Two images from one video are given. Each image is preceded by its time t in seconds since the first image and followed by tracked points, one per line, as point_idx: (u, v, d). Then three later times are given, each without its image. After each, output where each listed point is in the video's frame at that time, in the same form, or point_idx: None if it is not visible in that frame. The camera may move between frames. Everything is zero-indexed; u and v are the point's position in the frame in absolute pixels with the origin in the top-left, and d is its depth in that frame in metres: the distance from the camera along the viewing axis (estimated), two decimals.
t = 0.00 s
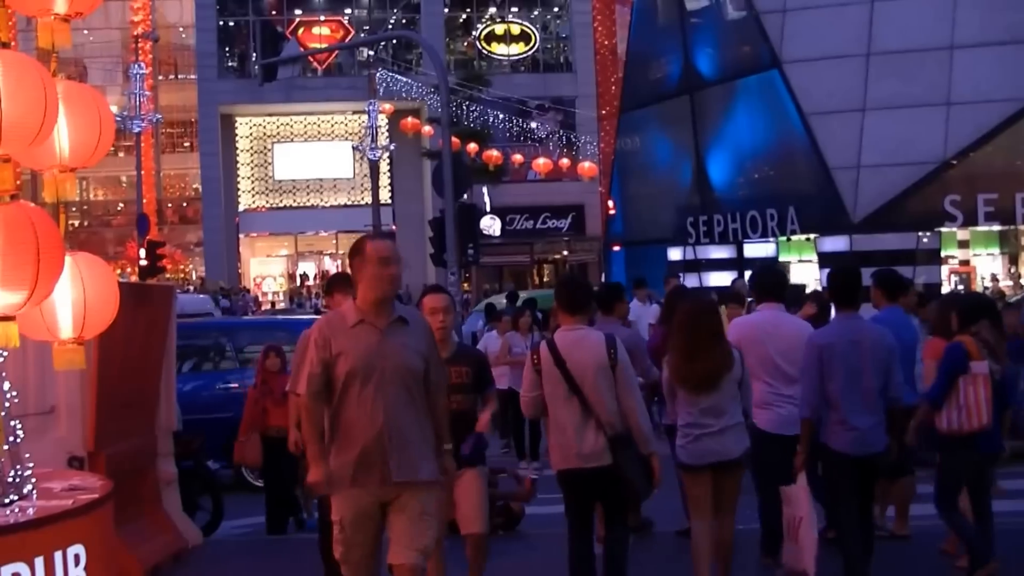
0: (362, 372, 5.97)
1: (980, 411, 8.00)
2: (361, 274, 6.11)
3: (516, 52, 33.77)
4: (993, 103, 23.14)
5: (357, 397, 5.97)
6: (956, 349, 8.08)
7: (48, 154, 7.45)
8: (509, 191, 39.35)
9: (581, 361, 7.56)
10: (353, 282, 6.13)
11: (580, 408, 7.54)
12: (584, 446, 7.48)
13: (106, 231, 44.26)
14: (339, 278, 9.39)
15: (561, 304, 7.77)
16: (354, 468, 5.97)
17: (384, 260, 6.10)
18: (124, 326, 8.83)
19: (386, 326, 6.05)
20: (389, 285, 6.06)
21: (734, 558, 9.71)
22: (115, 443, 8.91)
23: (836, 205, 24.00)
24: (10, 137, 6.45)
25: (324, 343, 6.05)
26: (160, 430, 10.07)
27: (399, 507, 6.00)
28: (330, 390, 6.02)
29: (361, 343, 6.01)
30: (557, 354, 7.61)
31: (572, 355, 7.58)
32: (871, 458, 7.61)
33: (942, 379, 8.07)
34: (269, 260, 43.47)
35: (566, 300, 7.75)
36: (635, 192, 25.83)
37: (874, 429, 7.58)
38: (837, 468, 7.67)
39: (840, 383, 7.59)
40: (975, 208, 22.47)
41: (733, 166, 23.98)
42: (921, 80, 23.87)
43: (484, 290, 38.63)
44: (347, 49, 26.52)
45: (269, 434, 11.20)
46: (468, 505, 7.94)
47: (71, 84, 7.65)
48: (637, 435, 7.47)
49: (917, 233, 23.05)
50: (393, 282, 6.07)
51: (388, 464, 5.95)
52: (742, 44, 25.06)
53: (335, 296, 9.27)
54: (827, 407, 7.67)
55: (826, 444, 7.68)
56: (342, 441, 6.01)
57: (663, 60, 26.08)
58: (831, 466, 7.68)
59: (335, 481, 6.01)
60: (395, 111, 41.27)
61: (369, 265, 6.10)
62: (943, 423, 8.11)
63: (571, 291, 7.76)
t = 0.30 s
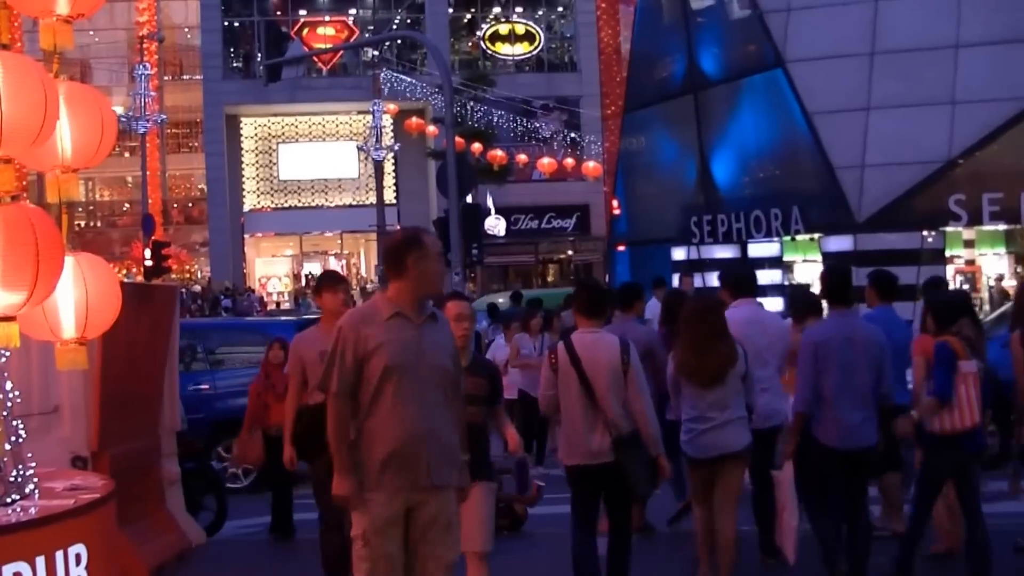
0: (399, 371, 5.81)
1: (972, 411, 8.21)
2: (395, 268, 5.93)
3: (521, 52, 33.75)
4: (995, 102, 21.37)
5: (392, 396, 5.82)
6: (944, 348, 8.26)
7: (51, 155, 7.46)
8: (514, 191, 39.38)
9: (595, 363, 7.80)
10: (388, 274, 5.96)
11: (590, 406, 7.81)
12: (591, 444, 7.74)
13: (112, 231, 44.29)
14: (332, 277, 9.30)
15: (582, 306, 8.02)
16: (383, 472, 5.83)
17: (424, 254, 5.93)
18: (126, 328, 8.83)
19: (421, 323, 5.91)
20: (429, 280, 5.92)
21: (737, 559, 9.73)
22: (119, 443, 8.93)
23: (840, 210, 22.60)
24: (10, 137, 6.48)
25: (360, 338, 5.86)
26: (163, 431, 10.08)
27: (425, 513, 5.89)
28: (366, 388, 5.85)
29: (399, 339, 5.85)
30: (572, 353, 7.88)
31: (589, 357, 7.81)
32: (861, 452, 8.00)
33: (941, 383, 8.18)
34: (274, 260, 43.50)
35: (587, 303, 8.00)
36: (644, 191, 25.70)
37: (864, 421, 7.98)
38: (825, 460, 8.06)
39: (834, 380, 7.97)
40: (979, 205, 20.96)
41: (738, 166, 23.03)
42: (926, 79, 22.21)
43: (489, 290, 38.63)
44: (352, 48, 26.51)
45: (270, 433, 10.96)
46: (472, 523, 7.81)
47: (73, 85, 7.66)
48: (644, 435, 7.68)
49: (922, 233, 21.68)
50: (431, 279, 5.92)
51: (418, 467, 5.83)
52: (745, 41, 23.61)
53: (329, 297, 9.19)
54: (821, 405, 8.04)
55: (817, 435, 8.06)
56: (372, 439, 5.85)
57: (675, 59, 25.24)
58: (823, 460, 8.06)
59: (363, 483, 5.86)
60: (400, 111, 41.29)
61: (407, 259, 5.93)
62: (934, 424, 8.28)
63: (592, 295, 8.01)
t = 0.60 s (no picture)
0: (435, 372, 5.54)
1: (946, 408, 8.39)
2: (421, 266, 5.66)
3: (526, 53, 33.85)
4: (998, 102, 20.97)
5: (429, 398, 5.54)
6: (914, 348, 8.43)
7: (52, 156, 7.48)
8: (518, 191, 39.44)
9: (603, 354, 8.20)
10: (408, 271, 5.68)
11: (598, 398, 8.21)
12: (601, 434, 8.14)
13: (117, 231, 44.37)
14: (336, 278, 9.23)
15: (589, 297, 8.44)
16: (416, 479, 5.54)
17: (451, 252, 5.68)
18: (129, 327, 8.86)
19: (443, 321, 5.68)
20: (452, 278, 5.69)
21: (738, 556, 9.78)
22: (122, 441, 8.95)
23: (842, 210, 22.18)
24: (11, 139, 6.54)
25: (395, 338, 5.51)
26: (166, 431, 10.12)
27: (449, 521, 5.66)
28: (400, 391, 5.52)
29: (431, 339, 5.58)
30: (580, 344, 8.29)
31: (597, 348, 8.22)
32: (848, 452, 8.10)
33: (913, 376, 8.36)
34: (279, 260, 43.55)
35: (595, 294, 8.41)
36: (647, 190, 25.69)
37: (850, 420, 8.10)
38: (812, 459, 8.16)
39: (819, 380, 8.10)
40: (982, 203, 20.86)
41: (740, 166, 23.19)
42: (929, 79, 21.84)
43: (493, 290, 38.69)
44: (356, 48, 26.53)
45: (265, 416, 11.08)
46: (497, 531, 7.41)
47: (75, 85, 7.69)
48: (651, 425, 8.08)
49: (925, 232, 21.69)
50: (454, 277, 5.70)
51: (446, 473, 5.58)
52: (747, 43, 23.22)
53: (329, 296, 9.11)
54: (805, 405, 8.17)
55: (805, 432, 8.17)
56: (403, 443, 5.52)
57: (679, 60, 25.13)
58: (810, 459, 8.17)
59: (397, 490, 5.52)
60: (404, 111, 41.35)
61: (432, 256, 5.66)
62: (907, 423, 8.44)
63: (599, 291, 8.41)
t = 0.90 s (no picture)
0: (466, 378, 5.11)
1: (914, 404, 8.33)
2: (443, 265, 5.20)
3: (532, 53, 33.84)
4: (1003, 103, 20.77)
5: (465, 407, 5.10)
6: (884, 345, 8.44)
7: (55, 157, 7.50)
8: (524, 191, 39.47)
9: (599, 357, 8.23)
10: (426, 270, 5.23)
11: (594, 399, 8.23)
12: (596, 436, 8.20)
13: (124, 231, 44.42)
14: (356, 274, 8.40)
15: (582, 299, 8.46)
16: (456, 493, 5.08)
17: (474, 249, 5.25)
18: (133, 328, 8.87)
19: (465, 321, 5.25)
20: (473, 276, 5.26)
21: (742, 556, 9.75)
22: (126, 441, 8.95)
23: (846, 209, 22.15)
24: (13, 140, 6.57)
25: (427, 344, 5.07)
26: (171, 431, 10.15)
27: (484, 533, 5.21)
28: (434, 402, 5.07)
29: (457, 344, 5.15)
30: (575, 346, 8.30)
31: (592, 350, 8.24)
32: (821, 450, 8.17)
33: (874, 368, 8.40)
34: (285, 260, 43.56)
35: (589, 296, 8.42)
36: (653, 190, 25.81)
37: (826, 419, 8.17)
38: (791, 456, 8.21)
39: (795, 378, 8.19)
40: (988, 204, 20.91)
41: (745, 166, 23.28)
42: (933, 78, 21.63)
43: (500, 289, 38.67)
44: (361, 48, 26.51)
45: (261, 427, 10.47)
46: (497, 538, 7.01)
47: (76, 87, 7.70)
48: (649, 423, 8.15)
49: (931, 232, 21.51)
50: (477, 274, 5.26)
51: (479, 486, 5.14)
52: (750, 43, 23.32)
53: (353, 297, 8.27)
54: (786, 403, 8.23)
55: (784, 430, 8.22)
56: (438, 455, 5.06)
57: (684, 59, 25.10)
58: (788, 456, 8.22)
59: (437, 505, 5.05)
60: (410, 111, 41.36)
61: (454, 252, 5.21)
62: (877, 417, 8.44)
63: (591, 292, 8.43)
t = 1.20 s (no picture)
0: (496, 374, 4.71)
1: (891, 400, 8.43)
2: (461, 256, 4.82)
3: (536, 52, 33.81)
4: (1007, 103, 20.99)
5: (497, 403, 4.69)
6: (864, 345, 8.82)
7: (56, 157, 7.52)
8: (530, 190, 39.48)
9: (597, 355, 8.32)
10: (443, 260, 4.84)
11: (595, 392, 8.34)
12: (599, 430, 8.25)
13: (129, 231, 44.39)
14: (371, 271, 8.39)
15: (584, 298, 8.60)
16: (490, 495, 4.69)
17: (494, 238, 4.86)
18: (137, 328, 8.87)
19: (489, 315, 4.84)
20: (494, 267, 4.88)
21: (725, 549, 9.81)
22: (130, 441, 8.96)
23: (851, 206, 22.15)
24: (16, 141, 6.61)
25: (453, 340, 4.67)
26: (174, 431, 10.15)
27: (524, 539, 4.82)
28: (468, 400, 4.67)
29: (486, 338, 4.75)
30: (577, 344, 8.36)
31: (591, 348, 8.33)
32: (811, 445, 8.54)
33: (855, 371, 8.70)
34: (290, 260, 43.57)
35: (590, 296, 8.57)
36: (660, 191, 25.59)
37: (817, 420, 8.53)
38: (781, 452, 8.56)
39: (785, 377, 8.53)
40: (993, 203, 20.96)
41: (750, 166, 22.62)
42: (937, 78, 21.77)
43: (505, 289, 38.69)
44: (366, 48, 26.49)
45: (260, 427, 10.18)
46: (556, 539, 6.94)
47: (78, 87, 7.73)
48: (648, 417, 8.25)
49: (936, 231, 21.80)
50: (498, 266, 4.87)
51: (514, 487, 4.74)
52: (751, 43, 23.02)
53: (371, 294, 8.31)
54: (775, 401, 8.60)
55: (773, 428, 8.58)
56: (465, 456, 4.67)
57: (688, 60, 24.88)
58: (778, 451, 8.56)
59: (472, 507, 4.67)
60: (415, 111, 41.37)
61: (473, 242, 4.82)
62: (853, 417, 8.63)
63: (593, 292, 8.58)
